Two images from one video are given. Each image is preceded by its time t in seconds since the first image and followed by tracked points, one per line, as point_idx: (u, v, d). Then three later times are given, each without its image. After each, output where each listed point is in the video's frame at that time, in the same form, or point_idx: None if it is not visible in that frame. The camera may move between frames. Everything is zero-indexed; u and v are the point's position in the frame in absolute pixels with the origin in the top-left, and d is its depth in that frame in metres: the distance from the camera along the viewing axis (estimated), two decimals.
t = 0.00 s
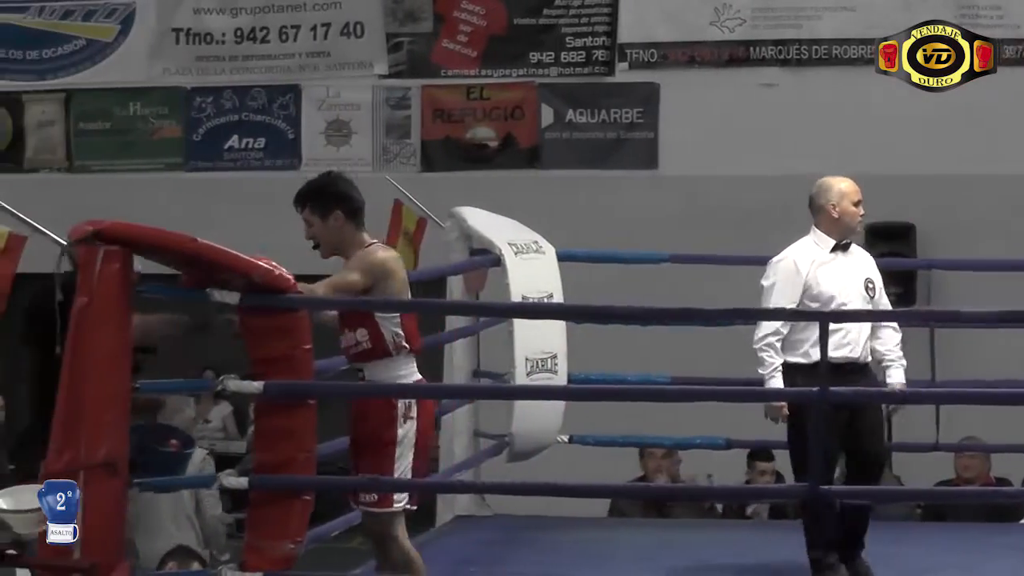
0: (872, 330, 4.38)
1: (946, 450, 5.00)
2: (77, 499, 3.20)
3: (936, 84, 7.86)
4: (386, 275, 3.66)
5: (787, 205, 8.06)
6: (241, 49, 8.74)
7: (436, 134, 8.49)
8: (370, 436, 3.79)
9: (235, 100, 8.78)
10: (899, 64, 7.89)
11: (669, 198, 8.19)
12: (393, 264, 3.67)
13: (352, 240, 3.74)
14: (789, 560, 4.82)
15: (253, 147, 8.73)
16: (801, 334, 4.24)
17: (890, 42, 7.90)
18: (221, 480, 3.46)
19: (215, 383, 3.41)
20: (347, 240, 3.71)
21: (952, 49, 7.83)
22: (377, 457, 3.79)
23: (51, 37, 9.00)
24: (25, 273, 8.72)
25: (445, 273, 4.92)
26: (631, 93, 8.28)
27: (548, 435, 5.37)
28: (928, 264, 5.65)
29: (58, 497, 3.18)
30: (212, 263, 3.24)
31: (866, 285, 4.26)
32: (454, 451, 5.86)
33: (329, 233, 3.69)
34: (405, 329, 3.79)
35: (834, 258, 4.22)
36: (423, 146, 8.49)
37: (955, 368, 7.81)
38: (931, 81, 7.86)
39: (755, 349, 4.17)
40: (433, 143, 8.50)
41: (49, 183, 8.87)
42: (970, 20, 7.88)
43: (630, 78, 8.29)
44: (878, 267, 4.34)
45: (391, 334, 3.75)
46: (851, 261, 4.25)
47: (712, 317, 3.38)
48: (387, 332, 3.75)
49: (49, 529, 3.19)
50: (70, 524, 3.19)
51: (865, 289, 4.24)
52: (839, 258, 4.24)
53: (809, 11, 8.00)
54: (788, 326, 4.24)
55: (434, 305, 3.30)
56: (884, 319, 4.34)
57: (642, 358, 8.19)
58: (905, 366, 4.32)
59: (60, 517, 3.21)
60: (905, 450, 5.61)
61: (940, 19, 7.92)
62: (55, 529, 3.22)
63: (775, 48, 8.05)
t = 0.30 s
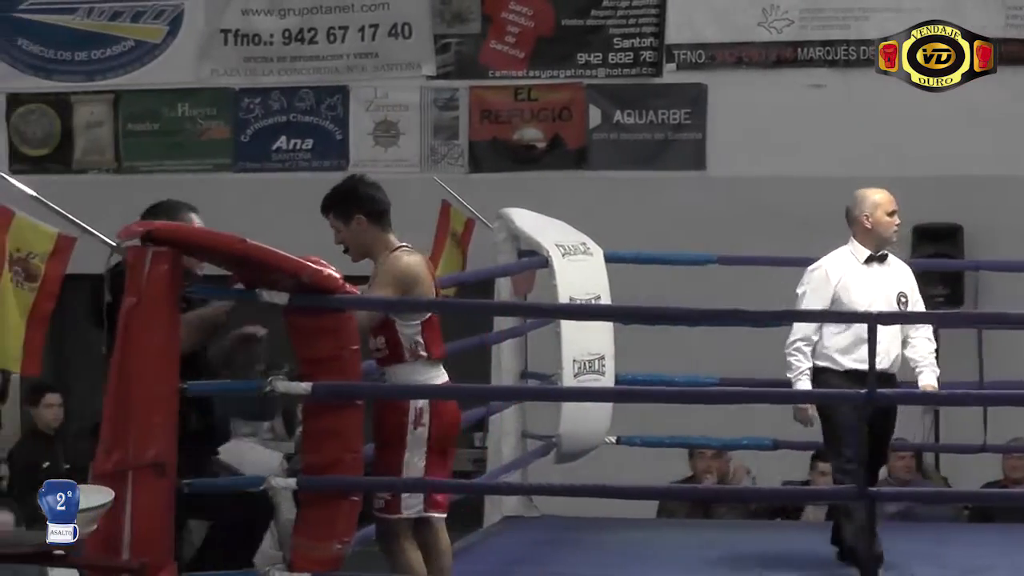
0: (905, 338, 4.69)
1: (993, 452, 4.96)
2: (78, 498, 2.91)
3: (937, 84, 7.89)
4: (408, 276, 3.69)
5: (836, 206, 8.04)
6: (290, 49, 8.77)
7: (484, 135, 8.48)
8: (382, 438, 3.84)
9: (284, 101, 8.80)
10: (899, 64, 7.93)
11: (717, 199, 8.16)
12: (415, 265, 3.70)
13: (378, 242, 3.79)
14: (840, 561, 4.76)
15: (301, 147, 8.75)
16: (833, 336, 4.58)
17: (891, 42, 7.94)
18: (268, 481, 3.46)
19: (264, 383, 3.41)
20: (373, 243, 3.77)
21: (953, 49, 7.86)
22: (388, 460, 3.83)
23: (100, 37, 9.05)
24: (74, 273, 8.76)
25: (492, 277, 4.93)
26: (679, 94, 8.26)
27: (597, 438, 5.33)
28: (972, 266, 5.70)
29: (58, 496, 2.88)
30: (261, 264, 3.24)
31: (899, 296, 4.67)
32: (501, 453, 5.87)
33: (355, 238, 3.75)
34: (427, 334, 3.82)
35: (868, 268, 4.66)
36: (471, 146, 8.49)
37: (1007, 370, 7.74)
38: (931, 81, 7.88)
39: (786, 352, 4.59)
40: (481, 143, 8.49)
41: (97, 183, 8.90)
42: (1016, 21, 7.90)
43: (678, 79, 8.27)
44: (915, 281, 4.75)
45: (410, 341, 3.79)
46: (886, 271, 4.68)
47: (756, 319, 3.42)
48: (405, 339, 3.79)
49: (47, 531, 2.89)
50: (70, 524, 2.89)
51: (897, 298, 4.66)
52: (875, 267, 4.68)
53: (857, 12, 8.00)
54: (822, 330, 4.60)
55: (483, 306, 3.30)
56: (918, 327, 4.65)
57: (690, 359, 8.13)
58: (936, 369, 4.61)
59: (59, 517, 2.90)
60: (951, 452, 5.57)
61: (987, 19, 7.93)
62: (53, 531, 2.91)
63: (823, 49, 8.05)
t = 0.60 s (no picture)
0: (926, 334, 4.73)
1: None
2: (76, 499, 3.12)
3: (937, 84, 7.90)
4: (423, 290, 3.65)
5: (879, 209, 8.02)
6: (335, 50, 8.82)
7: (529, 136, 8.47)
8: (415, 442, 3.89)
9: (329, 102, 8.84)
10: (899, 64, 7.94)
11: (761, 199, 8.13)
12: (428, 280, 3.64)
13: (410, 249, 3.80)
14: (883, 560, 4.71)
15: (346, 148, 8.77)
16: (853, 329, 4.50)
17: (891, 42, 7.97)
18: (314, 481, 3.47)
19: (310, 384, 3.43)
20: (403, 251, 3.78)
21: (952, 49, 7.84)
22: (423, 464, 3.88)
23: (146, 38, 9.08)
24: (119, 273, 8.83)
25: (537, 276, 4.92)
26: (725, 94, 8.23)
27: (642, 437, 5.29)
28: (1018, 267, 5.66)
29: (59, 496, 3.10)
30: (305, 265, 3.24)
31: (918, 287, 4.53)
32: (546, 454, 5.85)
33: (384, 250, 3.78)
34: (450, 340, 3.80)
35: (888, 257, 4.51)
36: (516, 147, 8.48)
37: None
38: (930, 81, 7.89)
39: (817, 340, 4.39)
40: (526, 144, 8.48)
41: (143, 183, 8.97)
42: None
43: (724, 80, 8.24)
44: (935, 273, 4.61)
45: (433, 347, 3.81)
46: (906, 261, 4.54)
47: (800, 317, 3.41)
48: (430, 343, 3.81)
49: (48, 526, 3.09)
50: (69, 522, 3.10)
51: (917, 290, 4.51)
52: (896, 258, 4.53)
53: (902, 13, 7.97)
54: (843, 322, 4.49)
55: (529, 307, 3.29)
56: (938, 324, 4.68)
57: (734, 359, 8.06)
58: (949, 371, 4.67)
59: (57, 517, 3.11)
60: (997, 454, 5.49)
61: None
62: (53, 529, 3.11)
63: (868, 50, 8.01)
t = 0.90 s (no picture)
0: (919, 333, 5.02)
1: None
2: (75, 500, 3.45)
3: (936, 84, 7.88)
4: (452, 290, 3.68)
5: (915, 209, 7.98)
6: (370, 50, 8.80)
7: (565, 137, 8.45)
8: (453, 442, 3.89)
9: (364, 102, 8.85)
10: (899, 64, 7.92)
11: (797, 200, 8.10)
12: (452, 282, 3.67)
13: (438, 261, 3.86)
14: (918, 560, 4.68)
15: (381, 149, 8.79)
16: (852, 336, 4.86)
17: (891, 42, 7.91)
18: (348, 481, 3.47)
19: (345, 384, 3.43)
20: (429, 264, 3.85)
21: (952, 49, 7.80)
22: (461, 463, 3.87)
23: (181, 39, 9.11)
24: (156, 273, 8.90)
25: (572, 275, 4.91)
26: (761, 94, 8.17)
27: (677, 437, 5.27)
28: None
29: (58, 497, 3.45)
30: (339, 265, 3.24)
31: (909, 290, 4.91)
32: (581, 453, 5.86)
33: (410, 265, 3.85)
34: (478, 338, 3.80)
35: (879, 263, 4.89)
36: (551, 147, 8.47)
37: None
38: (930, 81, 7.88)
39: (821, 350, 4.71)
40: (562, 144, 8.47)
41: (180, 184, 9.04)
42: None
43: (760, 80, 8.18)
44: (921, 276, 4.99)
45: (463, 344, 3.82)
46: (895, 266, 4.92)
47: (835, 316, 3.40)
48: (459, 340, 3.82)
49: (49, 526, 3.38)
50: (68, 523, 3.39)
51: (908, 294, 4.89)
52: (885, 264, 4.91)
53: (940, 12, 7.88)
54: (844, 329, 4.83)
55: (566, 306, 3.28)
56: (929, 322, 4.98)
57: (770, 359, 8.01)
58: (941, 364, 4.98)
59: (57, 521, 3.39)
60: None
61: None
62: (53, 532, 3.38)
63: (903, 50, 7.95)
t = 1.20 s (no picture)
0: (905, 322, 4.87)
1: None
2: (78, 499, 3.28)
3: (937, 84, 7.86)
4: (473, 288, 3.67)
5: (935, 208, 7.95)
6: (390, 49, 8.80)
7: (584, 135, 8.43)
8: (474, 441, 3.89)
9: (384, 101, 8.85)
10: (899, 64, 7.91)
11: (817, 199, 8.08)
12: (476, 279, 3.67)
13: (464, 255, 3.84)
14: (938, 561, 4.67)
15: (401, 147, 8.80)
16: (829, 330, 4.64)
17: (891, 42, 7.91)
18: (367, 480, 3.45)
19: (364, 383, 3.43)
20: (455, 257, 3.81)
21: (952, 49, 7.80)
22: (484, 461, 3.87)
23: (201, 38, 9.15)
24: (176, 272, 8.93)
25: (592, 275, 4.91)
26: (780, 93, 8.15)
27: (696, 436, 5.25)
28: None
29: (59, 496, 3.27)
30: (361, 264, 3.24)
31: (892, 282, 4.68)
32: (601, 453, 5.85)
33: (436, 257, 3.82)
34: (498, 335, 3.79)
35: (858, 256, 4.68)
36: (570, 146, 8.45)
37: None
38: (931, 81, 7.86)
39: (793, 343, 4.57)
40: (581, 142, 8.44)
41: (199, 183, 9.07)
42: None
43: (779, 79, 8.16)
44: (908, 265, 4.77)
45: (484, 342, 3.81)
46: (876, 257, 4.71)
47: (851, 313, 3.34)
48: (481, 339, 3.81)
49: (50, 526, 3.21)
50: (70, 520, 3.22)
51: (890, 285, 4.67)
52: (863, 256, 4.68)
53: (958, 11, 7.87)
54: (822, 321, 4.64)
55: (584, 304, 3.27)
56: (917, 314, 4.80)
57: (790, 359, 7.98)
58: (934, 353, 4.78)
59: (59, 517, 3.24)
60: None
61: None
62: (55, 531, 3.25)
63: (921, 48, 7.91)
